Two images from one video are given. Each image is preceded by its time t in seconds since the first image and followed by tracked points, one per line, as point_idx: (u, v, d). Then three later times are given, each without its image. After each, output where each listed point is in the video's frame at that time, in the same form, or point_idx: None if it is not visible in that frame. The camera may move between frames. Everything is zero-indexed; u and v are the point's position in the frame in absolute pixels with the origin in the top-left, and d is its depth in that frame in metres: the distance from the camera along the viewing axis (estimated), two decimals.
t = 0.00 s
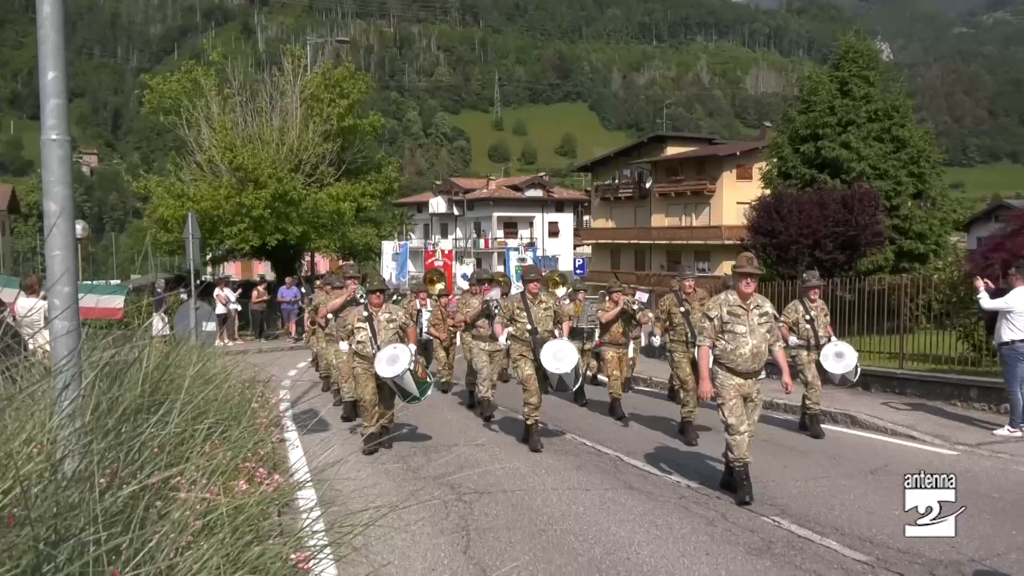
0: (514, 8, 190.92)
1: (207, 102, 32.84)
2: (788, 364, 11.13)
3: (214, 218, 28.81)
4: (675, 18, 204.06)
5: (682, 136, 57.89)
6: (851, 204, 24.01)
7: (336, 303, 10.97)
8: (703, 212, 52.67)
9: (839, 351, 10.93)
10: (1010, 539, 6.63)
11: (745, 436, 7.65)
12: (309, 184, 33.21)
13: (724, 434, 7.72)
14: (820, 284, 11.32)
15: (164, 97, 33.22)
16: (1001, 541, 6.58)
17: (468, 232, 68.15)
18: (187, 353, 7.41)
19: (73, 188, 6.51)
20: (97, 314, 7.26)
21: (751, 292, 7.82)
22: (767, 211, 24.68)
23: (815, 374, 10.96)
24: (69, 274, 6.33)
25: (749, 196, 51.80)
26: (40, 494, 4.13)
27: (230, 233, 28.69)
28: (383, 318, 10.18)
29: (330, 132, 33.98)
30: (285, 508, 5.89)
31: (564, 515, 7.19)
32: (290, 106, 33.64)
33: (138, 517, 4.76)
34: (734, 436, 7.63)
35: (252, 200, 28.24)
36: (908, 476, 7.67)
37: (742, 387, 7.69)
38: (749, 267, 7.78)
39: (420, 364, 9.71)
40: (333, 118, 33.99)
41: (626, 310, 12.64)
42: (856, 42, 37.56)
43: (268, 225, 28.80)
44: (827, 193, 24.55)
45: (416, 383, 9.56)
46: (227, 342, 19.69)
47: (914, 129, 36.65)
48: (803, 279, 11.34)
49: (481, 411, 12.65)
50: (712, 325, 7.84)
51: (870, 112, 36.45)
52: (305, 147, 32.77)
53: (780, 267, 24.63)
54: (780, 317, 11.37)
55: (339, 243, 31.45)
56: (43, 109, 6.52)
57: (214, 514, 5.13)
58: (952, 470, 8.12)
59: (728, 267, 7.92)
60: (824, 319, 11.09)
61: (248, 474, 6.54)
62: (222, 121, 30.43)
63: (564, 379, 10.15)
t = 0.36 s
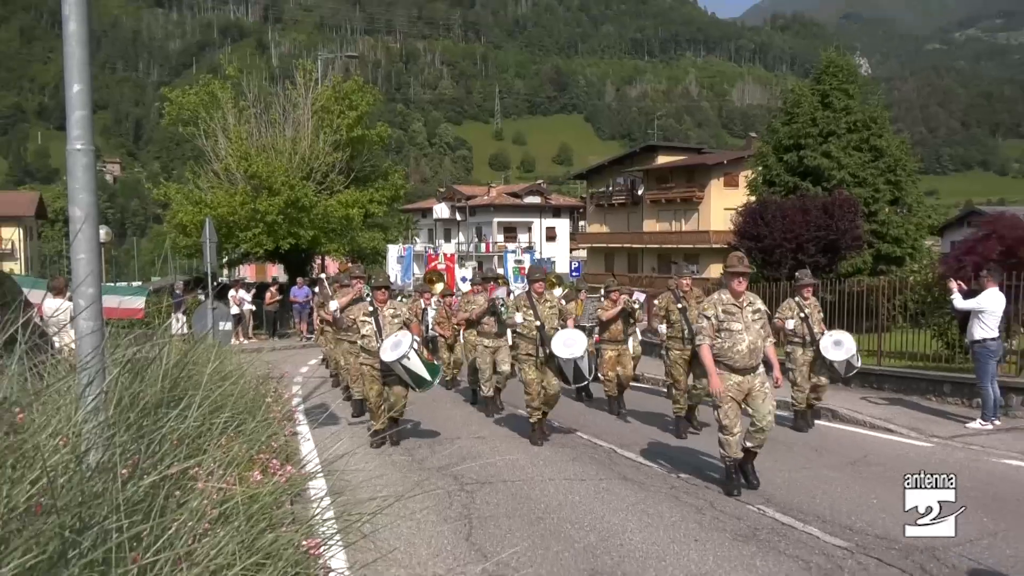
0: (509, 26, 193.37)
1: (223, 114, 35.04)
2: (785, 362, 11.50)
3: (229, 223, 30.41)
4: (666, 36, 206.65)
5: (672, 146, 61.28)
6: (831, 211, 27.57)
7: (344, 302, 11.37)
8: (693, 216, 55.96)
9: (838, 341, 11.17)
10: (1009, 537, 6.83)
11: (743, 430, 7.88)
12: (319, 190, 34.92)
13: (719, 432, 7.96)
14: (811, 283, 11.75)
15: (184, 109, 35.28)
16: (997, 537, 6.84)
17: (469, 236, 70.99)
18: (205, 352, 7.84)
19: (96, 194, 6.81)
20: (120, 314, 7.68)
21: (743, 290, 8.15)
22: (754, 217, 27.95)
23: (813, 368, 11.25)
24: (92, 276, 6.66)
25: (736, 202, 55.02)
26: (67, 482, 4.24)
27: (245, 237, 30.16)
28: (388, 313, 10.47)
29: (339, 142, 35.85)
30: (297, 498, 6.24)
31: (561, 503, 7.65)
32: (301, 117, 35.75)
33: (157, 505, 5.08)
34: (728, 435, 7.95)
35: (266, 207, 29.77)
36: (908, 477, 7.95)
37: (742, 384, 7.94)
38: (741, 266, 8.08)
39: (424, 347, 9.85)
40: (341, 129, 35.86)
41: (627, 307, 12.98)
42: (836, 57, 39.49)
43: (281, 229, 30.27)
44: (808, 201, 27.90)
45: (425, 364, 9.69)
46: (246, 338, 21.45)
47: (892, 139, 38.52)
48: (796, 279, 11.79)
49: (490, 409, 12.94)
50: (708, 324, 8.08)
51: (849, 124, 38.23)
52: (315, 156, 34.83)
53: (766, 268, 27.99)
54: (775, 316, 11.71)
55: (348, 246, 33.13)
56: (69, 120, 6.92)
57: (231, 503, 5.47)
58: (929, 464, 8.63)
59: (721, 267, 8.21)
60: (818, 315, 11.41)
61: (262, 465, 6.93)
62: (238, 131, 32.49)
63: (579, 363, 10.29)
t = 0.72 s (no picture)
0: (503, 37, 195.05)
1: (238, 122, 38.54)
2: (782, 359, 12.08)
3: (244, 227, 33.62)
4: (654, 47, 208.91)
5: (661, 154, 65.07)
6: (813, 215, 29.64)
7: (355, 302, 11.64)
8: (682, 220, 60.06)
9: (837, 341, 11.46)
10: (1009, 537, 6.96)
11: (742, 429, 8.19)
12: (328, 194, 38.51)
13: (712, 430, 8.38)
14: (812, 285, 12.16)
15: (201, 119, 38.78)
16: (993, 531, 7.09)
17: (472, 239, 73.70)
18: (221, 346, 8.30)
19: (118, 200, 7.35)
20: (141, 312, 8.12)
21: (745, 293, 8.45)
22: (739, 220, 30.76)
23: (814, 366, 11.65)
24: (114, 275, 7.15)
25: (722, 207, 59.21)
26: (90, 472, 4.19)
27: (260, 238, 33.26)
28: (399, 317, 10.60)
29: (348, 150, 39.07)
30: (307, 486, 6.60)
31: (558, 491, 8.14)
32: (312, 127, 39.05)
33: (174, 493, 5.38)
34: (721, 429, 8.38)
35: (278, 211, 32.72)
36: (910, 478, 8.18)
37: (741, 384, 8.24)
38: (745, 270, 8.39)
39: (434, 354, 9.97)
40: (350, 136, 39.25)
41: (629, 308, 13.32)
42: (817, 71, 44.58)
43: (293, 232, 33.34)
44: (792, 204, 30.31)
45: (434, 370, 9.83)
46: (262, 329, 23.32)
47: (869, 148, 43.59)
48: (797, 280, 12.15)
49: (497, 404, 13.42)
50: (711, 325, 8.35)
51: (830, 133, 43.41)
52: (325, 162, 38.04)
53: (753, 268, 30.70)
54: (776, 315, 12.04)
55: (355, 248, 36.64)
56: (93, 127, 7.31)
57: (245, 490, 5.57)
58: (905, 454, 9.19)
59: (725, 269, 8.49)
60: (818, 316, 11.77)
61: (274, 454, 7.34)
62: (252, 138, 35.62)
63: (586, 362, 10.52)
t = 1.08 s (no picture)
0: (498, 47, 196.33)
1: (251, 130, 40.35)
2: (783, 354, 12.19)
3: (256, 227, 35.23)
4: (645, 57, 210.18)
5: (653, 159, 66.72)
6: (795, 218, 30.42)
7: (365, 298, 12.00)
8: (670, 223, 61.73)
9: (831, 341, 11.93)
10: (1005, 533, 7.15)
11: (745, 420, 8.47)
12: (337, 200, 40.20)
13: (721, 420, 8.54)
14: (810, 281, 12.53)
15: (216, 126, 40.98)
16: (991, 529, 7.27)
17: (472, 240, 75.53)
18: (233, 341, 8.75)
19: (135, 202, 7.63)
20: (158, 309, 8.59)
21: (751, 290, 8.69)
22: (723, 222, 30.89)
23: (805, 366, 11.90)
24: (132, 275, 7.45)
25: (709, 209, 60.58)
26: (108, 462, 4.41)
27: (271, 239, 35.11)
28: (410, 312, 10.66)
29: (355, 156, 40.65)
30: (314, 476, 6.87)
31: (553, 478, 8.63)
32: (320, 133, 40.48)
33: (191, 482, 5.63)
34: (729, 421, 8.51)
35: (289, 213, 34.42)
36: (910, 478, 8.40)
37: (743, 377, 8.48)
38: (752, 267, 8.60)
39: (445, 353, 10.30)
40: (356, 143, 40.91)
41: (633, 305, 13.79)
42: (798, 82, 46.33)
43: (304, 233, 35.08)
44: (778, 208, 31.06)
45: (441, 369, 10.12)
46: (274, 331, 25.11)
47: (847, 155, 45.40)
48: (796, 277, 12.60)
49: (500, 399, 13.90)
50: (713, 319, 8.61)
51: (811, 140, 45.01)
52: (333, 167, 39.48)
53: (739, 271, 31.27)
54: (775, 308, 12.45)
55: (362, 249, 38.10)
56: (112, 134, 7.60)
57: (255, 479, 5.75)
58: (880, 443, 9.93)
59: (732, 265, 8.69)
60: (816, 313, 12.15)
61: (284, 444, 7.73)
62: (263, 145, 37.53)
63: (588, 360, 10.71)
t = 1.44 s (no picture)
0: (496, 60, 198.38)
1: (262, 139, 41.86)
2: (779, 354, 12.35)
3: (267, 231, 36.83)
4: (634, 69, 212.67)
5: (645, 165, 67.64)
6: (776, 223, 31.27)
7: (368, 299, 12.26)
8: (658, 227, 62.49)
9: (822, 343, 12.15)
10: (1002, 532, 7.31)
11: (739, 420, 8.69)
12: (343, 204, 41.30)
13: (722, 419, 8.72)
14: (803, 283, 12.79)
15: (228, 134, 42.41)
16: (990, 527, 7.44)
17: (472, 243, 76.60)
18: (244, 339, 9.21)
19: (151, 207, 7.82)
20: (173, 308, 9.10)
21: (748, 292, 8.96)
22: (709, 225, 31.72)
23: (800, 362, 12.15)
24: (148, 275, 7.65)
25: (695, 214, 61.18)
26: (126, 452, 4.39)
27: (281, 242, 36.59)
28: (413, 312, 11.06)
29: (361, 163, 41.80)
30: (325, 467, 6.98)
31: (548, 468, 9.15)
32: (327, 140, 41.70)
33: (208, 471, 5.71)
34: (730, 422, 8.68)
35: (297, 217, 36.01)
36: (910, 478, 8.59)
37: (740, 376, 8.70)
38: (749, 270, 8.84)
39: (447, 352, 10.49)
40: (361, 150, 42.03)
41: (630, 307, 13.82)
42: (779, 92, 46.88)
43: (312, 235, 36.66)
44: (761, 212, 31.94)
45: (444, 368, 10.32)
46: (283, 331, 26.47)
47: (826, 162, 46.11)
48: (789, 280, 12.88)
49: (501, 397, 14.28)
50: (711, 320, 8.86)
51: (791, 149, 45.55)
52: (339, 174, 40.68)
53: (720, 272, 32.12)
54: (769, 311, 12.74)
55: (368, 251, 39.40)
56: (127, 136, 7.76)
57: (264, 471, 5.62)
58: (857, 435, 10.48)
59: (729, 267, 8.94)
60: (808, 315, 12.41)
61: (294, 436, 8.13)
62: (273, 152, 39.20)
63: (586, 366, 10.87)
